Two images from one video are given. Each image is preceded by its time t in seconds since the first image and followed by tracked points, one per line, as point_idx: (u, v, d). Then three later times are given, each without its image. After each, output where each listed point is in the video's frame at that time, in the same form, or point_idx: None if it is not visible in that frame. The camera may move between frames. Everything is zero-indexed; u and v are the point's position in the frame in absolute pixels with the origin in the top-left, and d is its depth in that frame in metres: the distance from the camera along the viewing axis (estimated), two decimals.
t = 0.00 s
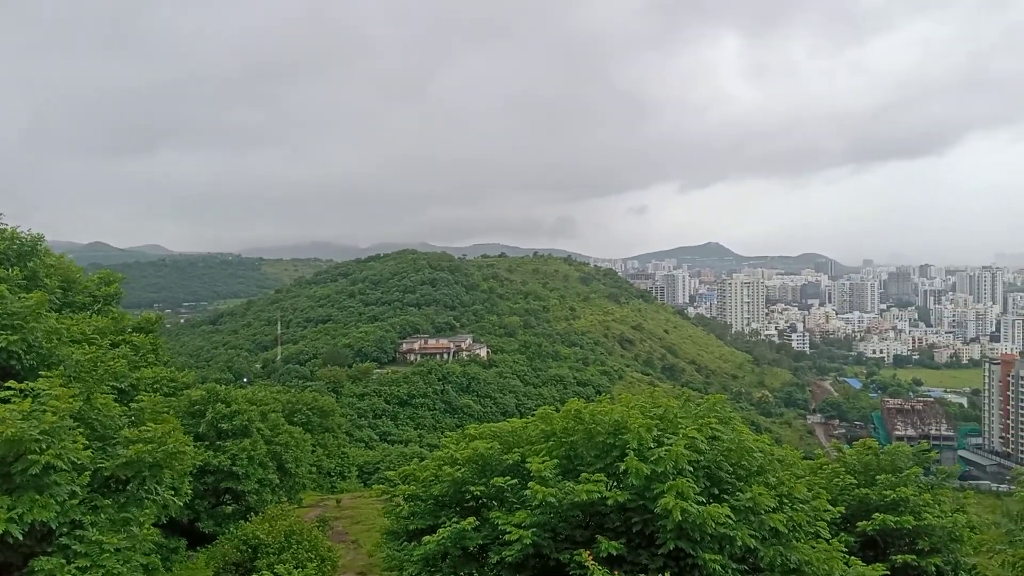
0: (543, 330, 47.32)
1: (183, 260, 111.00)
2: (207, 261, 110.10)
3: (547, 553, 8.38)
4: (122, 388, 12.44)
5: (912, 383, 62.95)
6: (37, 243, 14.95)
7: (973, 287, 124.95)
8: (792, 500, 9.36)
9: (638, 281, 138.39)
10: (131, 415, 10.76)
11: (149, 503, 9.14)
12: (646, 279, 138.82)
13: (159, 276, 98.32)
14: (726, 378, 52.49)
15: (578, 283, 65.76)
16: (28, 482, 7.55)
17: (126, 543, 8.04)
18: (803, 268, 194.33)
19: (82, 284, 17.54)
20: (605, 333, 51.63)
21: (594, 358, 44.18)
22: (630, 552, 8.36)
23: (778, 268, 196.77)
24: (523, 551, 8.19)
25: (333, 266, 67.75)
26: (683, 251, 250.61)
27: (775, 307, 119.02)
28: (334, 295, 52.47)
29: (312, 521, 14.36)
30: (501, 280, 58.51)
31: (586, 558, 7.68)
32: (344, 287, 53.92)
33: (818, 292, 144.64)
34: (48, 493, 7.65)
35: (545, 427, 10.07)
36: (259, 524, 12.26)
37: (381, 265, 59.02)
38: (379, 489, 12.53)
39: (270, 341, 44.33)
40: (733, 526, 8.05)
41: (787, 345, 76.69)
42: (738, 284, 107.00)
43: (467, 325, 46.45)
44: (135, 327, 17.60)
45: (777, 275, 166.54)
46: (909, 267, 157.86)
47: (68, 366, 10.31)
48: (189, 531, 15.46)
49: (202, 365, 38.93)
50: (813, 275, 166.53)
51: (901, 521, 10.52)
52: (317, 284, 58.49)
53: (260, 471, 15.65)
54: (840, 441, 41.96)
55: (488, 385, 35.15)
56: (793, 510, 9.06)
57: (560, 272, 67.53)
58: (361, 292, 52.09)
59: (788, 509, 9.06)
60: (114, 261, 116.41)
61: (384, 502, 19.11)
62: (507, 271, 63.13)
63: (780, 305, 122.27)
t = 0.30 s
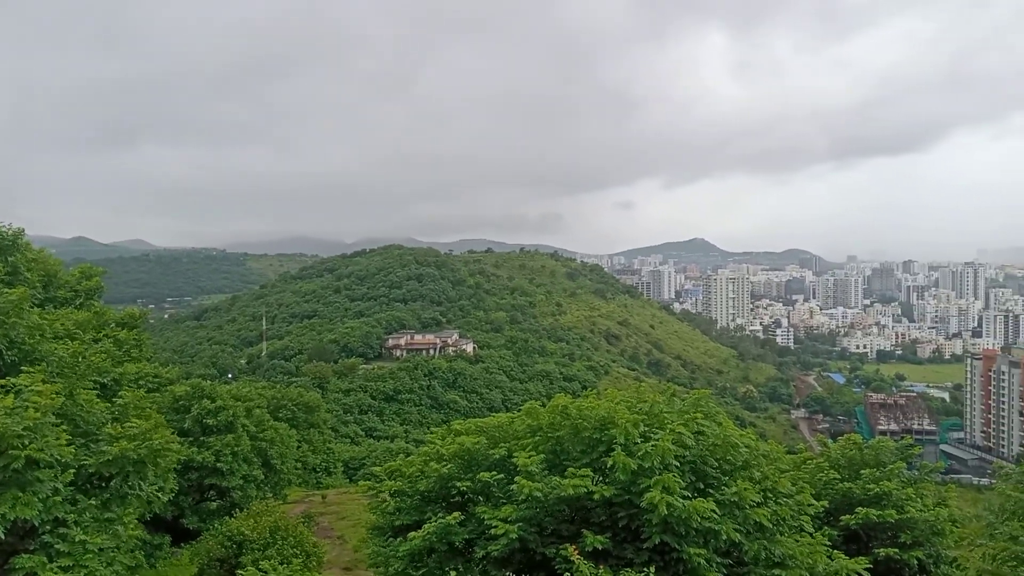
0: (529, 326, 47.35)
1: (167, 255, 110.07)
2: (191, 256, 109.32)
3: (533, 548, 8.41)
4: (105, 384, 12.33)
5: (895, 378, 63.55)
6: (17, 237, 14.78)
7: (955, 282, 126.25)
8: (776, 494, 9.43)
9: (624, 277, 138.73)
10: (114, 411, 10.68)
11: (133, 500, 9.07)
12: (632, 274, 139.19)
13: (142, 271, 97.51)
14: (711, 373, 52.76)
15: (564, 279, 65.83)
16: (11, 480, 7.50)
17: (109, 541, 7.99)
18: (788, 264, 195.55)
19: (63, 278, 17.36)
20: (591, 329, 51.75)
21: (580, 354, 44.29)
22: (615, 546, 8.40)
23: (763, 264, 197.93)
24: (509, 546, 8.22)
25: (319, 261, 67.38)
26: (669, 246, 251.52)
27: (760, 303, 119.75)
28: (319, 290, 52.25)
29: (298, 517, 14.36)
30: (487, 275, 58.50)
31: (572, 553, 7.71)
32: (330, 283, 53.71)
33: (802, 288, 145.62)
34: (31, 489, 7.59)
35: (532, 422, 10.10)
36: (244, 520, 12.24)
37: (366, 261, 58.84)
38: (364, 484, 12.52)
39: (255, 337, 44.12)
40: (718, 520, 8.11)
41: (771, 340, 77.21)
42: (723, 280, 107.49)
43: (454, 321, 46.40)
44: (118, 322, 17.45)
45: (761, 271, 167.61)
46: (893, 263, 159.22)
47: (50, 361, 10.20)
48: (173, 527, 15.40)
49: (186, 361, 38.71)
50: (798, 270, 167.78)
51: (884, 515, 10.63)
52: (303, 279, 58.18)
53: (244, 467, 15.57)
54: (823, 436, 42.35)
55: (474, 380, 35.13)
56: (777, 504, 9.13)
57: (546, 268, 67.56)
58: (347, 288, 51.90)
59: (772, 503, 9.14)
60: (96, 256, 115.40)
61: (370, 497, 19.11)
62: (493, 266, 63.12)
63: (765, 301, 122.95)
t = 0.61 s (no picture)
0: (502, 321, 47.39)
1: (134, 252, 108.30)
2: (158, 253, 107.60)
3: (507, 542, 8.45)
4: (70, 383, 12.10)
5: (862, 368, 64.69)
6: None
7: (922, 274, 128.64)
8: (747, 485, 9.57)
9: (597, 271, 139.30)
10: (80, 411, 10.50)
11: (100, 501, 8.95)
12: (604, 268, 139.81)
13: (108, 268, 95.76)
14: (683, 365, 53.28)
15: (537, 273, 65.94)
16: None
17: (75, 544, 7.87)
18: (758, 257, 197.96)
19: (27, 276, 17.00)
20: (564, 323, 51.94)
21: (553, 348, 44.46)
22: (589, 539, 8.46)
23: (733, 258, 200.14)
24: (483, 541, 8.24)
25: (290, 257, 66.78)
26: (641, 240, 253.12)
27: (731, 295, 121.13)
28: (290, 286, 51.76)
29: (270, 516, 14.26)
30: (460, 270, 58.37)
31: (545, 546, 7.75)
32: (301, 279, 53.23)
33: (772, 280, 147.38)
34: None
35: (505, 417, 10.12)
36: (215, 519, 12.12)
37: (338, 256, 58.42)
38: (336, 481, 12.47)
39: (225, 334, 43.59)
40: (690, 511, 8.20)
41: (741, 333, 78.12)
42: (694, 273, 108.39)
43: (427, 316, 46.28)
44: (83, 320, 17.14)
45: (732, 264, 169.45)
46: (860, 255, 161.96)
47: (13, 361, 10.01)
48: (143, 528, 15.17)
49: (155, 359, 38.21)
50: (768, 263, 169.91)
51: (853, 504, 10.84)
52: (273, 275, 57.56)
53: (215, 465, 15.42)
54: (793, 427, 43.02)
55: (447, 375, 35.08)
56: (748, 495, 9.27)
57: (519, 262, 67.62)
58: (318, 284, 51.48)
59: (743, 493, 9.27)
60: (59, 253, 112.99)
61: (343, 494, 19.04)
62: (466, 261, 62.99)
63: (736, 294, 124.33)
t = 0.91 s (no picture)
0: (464, 318, 47.32)
1: (84, 249, 105.36)
2: (110, 251, 104.86)
3: (468, 540, 8.47)
4: (18, 384, 11.75)
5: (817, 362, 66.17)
6: None
7: (874, 269, 132.09)
8: (704, 479, 9.73)
9: (558, 267, 139.95)
10: (29, 413, 10.21)
11: (50, 504, 8.73)
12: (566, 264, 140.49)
13: (57, 266, 93.02)
14: (643, 361, 53.89)
15: (499, 270, 66.02)
16: None
17: (25, 549, 7.66)
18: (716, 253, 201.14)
19: None
20: (526, 320, 52.08)
21: (515, 344, 44.58)
22: (550, 535, 8.51)
23: (692, 254, 203.00)
24: (444, 539, 8.23)
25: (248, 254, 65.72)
26: (603, 237, 255.10)
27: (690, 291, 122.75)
28: (247, 285, 50.92)
29: (228, 517, 14.05)
30: (422, 267, 58.12)
31: (506, 543, 7.77)
32: (258, 276, 52.43)
33: (730, 276, 149.86)
34: None
35: (466, 414, 10.14)
36: (171, 521, 11.90)
37: (297, 253, 57.70)
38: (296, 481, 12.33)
39: (181, 333, 42.71)
40: (648, 506, 8.30)
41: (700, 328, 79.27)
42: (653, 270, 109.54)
43: (387, 314, 45.97)
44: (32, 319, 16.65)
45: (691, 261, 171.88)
46: (815, 251, 165.68)
47: None
48: (97, 532, 14.80)
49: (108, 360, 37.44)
50: (726, 259, 172.78)
51: (808, 496, 11.08)
52: (230, 273, 56.55)
53: (170, 466, 15.13)
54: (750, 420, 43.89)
55: (409, 373, 34.91)
56: (705, 489, 9.42)
57: (481, 259, 67.59)
58: (277, 282, 50.77)
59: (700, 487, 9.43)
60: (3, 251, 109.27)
61: (303, 494, 18.84)
62: (427, 258, 62.75)
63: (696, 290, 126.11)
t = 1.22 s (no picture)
0: (433, 321, 47.18)
1: (42, 251, 102.79)
2: (70, 252, 102.52)
3: (435, 544, 8.45)
4: None
5: (781, 365, 67.26)
6: None
7: (838, 274, 134.62)
8: (670, 481, 9.82)
9: (527, 271, 140.27)
10: None
11: (8, 510, 8.55)
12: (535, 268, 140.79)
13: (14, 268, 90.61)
14: (611, 364, 54.26)
15: (469, 273, 66.00)
16: None
17: None
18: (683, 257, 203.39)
19: None
20: (495, 323, 52.11)
21: (484, 348, 44.58)
22: (517, 538, 8.51)
23: (660, 258, 204.93)
24: (411, 544, 8.21)
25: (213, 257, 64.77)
26: (572, 241, 256.43)
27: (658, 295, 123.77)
28: (212, 287, 50.20)
29: (191, 523, 13.85)
30: (391, 270, 57.85)
31: (473, 547, 7.77)
32: (224, 279, 51.70)
33: (697, 280, 151.49)
34: None
35: (433, 419, 10.12)
36: (133, 528, 11.70)
37: (263, 256, 57.04)
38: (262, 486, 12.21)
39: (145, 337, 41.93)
40: (615, 508, 8.36)
41: (667, 331, 80.03)
42: (621, 274, 110.32)
43: (356, 317, 45.66)
44: None
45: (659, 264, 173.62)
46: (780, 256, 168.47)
47: None
48: (57, 539, 14.45)
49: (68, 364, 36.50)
50: (693, 263, 174.76)
51: (772, 498, 11.27)
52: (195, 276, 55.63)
53: (132, 472, 14.86)
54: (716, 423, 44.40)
55: (377, 377, 34.71)
56: (671, 491, 9.53)
57: (450, 262, 67.49)
58: (243, 284, 50.12)
59: (666, 490, 9.52)
60: None
61: (269, 500, 18.61)
62: (397, 261, 62.49)
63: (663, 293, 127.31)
